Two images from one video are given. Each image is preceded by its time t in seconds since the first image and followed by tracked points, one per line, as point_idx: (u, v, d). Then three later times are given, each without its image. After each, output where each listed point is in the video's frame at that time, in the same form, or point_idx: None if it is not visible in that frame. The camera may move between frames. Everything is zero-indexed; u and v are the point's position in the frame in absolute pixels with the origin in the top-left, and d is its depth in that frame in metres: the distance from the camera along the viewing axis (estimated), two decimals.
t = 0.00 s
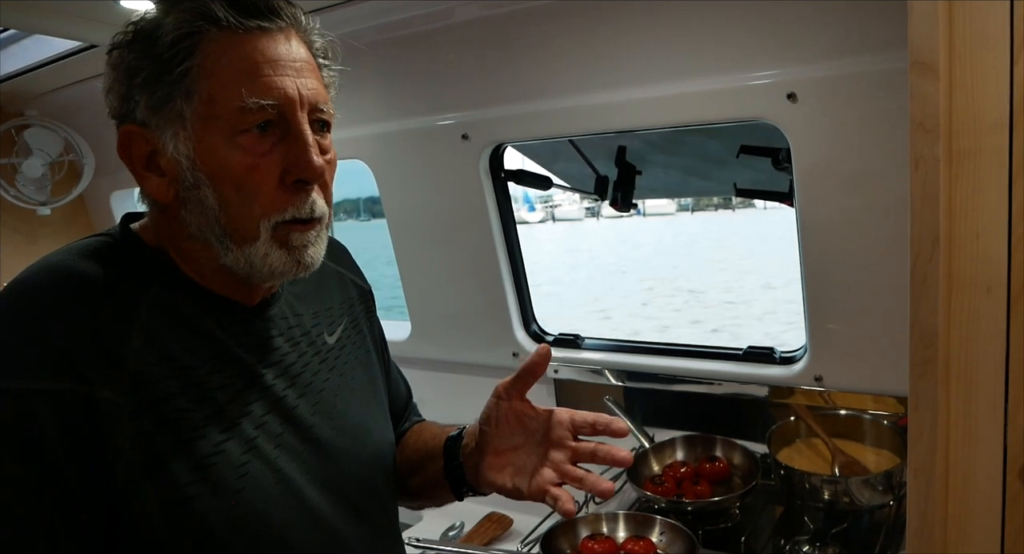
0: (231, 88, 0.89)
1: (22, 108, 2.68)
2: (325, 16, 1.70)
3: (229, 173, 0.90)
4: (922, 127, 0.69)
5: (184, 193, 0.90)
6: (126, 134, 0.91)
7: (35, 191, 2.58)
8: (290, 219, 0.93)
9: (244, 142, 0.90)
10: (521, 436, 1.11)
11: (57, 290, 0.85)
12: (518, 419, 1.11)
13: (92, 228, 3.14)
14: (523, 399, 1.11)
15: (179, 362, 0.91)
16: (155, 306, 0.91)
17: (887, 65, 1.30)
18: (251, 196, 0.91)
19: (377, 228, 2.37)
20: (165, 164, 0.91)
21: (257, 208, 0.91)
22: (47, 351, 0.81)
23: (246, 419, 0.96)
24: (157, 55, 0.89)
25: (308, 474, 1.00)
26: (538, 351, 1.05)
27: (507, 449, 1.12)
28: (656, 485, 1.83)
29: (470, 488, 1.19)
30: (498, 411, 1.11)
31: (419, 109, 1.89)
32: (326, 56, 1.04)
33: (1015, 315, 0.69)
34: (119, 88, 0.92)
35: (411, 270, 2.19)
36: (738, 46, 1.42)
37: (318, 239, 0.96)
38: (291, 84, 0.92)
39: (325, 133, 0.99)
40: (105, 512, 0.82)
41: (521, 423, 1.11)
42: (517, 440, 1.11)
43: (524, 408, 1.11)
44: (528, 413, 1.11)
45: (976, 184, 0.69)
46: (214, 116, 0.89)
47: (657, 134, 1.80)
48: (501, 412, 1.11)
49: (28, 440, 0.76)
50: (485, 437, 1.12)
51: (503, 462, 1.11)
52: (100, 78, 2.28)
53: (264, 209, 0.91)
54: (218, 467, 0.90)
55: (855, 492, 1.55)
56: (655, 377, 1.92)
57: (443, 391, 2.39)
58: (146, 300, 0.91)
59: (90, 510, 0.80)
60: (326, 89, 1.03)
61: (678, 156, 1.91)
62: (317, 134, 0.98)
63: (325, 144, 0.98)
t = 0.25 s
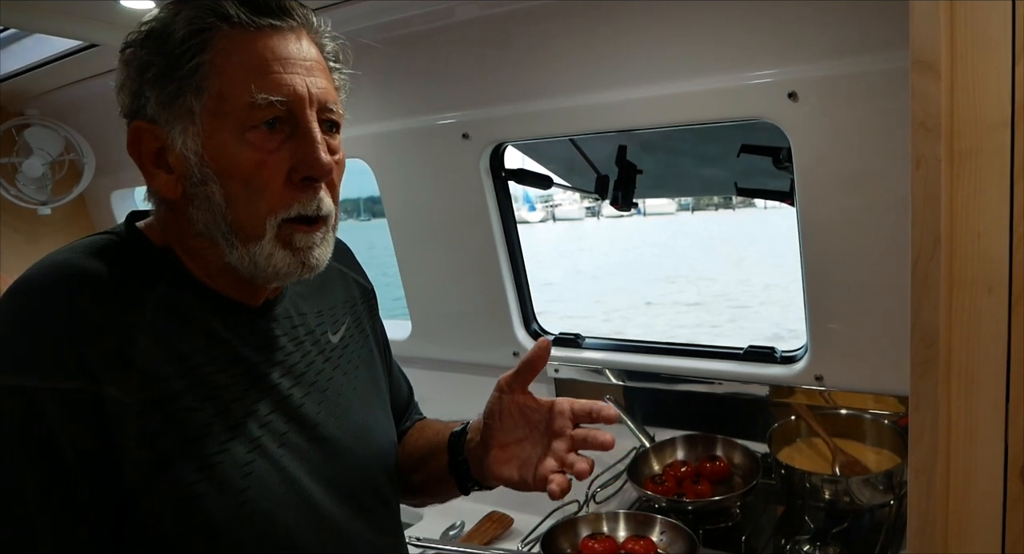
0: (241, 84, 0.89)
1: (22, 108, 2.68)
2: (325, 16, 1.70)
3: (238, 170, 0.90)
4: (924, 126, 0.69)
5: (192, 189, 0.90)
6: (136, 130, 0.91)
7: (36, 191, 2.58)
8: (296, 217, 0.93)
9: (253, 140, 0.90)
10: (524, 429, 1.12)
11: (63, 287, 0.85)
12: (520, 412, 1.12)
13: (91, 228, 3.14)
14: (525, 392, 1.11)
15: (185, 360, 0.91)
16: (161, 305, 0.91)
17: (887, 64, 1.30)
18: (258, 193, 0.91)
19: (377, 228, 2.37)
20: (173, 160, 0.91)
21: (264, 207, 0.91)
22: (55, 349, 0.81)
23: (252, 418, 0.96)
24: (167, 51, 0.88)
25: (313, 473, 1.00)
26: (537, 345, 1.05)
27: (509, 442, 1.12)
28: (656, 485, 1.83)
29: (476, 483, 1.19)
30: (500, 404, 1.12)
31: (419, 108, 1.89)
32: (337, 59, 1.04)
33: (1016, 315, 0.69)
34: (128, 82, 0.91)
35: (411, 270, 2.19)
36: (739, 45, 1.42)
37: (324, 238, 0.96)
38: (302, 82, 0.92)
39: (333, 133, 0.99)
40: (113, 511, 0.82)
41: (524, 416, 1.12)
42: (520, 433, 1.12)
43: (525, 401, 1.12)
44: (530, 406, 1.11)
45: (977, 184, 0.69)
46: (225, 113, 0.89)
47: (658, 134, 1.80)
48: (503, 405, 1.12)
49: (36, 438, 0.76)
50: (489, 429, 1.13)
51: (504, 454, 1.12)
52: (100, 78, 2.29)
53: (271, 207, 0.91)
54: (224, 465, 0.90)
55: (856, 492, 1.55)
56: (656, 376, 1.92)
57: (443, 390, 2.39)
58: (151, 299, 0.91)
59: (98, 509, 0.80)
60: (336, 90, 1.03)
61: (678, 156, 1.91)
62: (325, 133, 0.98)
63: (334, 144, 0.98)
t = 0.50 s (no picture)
0: (256, 84, 0.89)
1: (24, 107, 2.69)
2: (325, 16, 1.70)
3: (242, 165, 0.89)
4: (925, 126, 0.69)
5: (197, 181, 0.90)
6: (150, 120, 0.92)
7: (37, 190, 2.58)
8: (295, 218, 0.92)
9: (262, 137, 0.90)
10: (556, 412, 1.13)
11: (65, 288, 0.85)
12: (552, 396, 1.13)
13: (93, 227, 3.15)
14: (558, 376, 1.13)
15: (189, 359, 0.91)
16: (164, 303, 0.91)
17: (887, 64, 1.30)
18: (259, 191, 0.90)
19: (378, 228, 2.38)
20: (182, 153, 0.91)
21: (265, 204, 0.91)
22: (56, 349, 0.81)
23: (255, 415, 0.96)
24: (189, 45, 0.90)
25: (314, 470, 1.00)
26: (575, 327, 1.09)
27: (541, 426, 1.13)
28: (657, 485, 1.83)
29: (501, 468, 1.19)
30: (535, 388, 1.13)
31: (420, 108, 1.89)
32: (356, 76, 1.05)
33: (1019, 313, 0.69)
34: (148, 74, 0.92)
35: (412, 270, 2.19)
36: (739, 45, 1.42)
37: (322, 243, 0.95)
38: (317, 89, 0.93)
39: (343, 143, 0.99)
40: (113, 511, 0.82)
41: (557, 399, 1.13)
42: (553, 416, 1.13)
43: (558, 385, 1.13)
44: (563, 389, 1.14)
45: (978, 184, 0.69)
46: (236, 108, 0.89)
47: (658, 134, 1.80)
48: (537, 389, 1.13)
49: (35, 439, 0.76)
50: (522, 414, 1.14)
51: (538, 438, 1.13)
52: (101, 78, 2.29)
53: (271, 205, 0.91)
54: (227, 463, 0.90)
55: (857, 492, 1.55)
56: (657, 376, 1.92)
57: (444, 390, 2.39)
58: (153, 298, 0.91)
59: (98, 508, 0.80)
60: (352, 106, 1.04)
61: (679, 156, 1.91)
62: (334, 142, 0.98)
63: (342, 154, 0.98)
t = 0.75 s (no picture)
0: (284, 80, 0.90)
1: (25, 106, 2.69)
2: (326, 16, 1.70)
3: (264, 160, 0.89)
4: (927, 126, 0.69)
5: (217, 174, 0.90)
6: (171, 111, 0.91)
7: (39, 188, 2.58)
8: (314, 215, 0.92)
9: (286, 133, 0.90)
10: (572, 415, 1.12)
11: (72, 285, 0.85)
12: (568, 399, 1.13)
13: (94, 226, 3.15)
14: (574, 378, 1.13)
15: (196, 357, 0.91)
16: (171, 301, 0.91)
17: (889, 65, 1.30)
18: (279, 185, 0.90)
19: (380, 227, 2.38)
20: (203, 145, 0.90)
21: (284, 199, 0.90)
22: (63, 346, 0.80)
23: (260, 415, 0.96)
24: (219, 39, 0.90)
25: (319, 470, 1.01)
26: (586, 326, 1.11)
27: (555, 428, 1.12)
28: (659, 484, 1.83)
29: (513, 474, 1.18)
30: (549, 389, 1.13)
31: (421, 108, 1.89)
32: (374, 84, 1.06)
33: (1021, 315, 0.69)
34: (173, 66, 0.92)
35: (413, 270, 2.19)
36: (740, 45, 1.42)
37: (338, 241, 0.95)
38: (342, 90, 0.94)
39: (361, 146, 1.00)
40: (119, 508, 0.82)
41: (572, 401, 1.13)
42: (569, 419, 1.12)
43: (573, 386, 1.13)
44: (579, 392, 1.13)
45: (982, 185, 0.69)
46: (263, 104, 0.89)
47: (659, 134, 1.79)
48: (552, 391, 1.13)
49: (43, 436, 0.76)
50: (536, 416, 1.14)
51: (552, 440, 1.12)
52: (102, 77, 2.29)
53: (290, 201, 0.91)
54: (231, 463, 0.90)
55: (858, 492, 1.55)
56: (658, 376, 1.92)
57: (445, 390, 2.39)
58: (160, 296, 0.91)
59: (105, 506, 0.80)
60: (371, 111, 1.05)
61: (681, 156, 1.91)
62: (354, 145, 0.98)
63: (361, 157, 0.99)
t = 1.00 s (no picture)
0: (267, 63, 0.91)
1: (26, 106, 2.69)
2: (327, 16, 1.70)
3: (259, 143, 0.90)
4: (928, 128, 0.69)
5: (214, 165, 0.91)
6: (160, 111, 0.92)
7: (40, 188, 2.59)
8: (316, 188, 0.93)
9: (278, 114, 0.91)
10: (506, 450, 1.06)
11: (76, 283, 0.85)
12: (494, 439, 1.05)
13: (95, 225, 3.15)
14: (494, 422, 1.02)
15: (199, 354, 0.92)
16: (176, 297, 0.91)
17: (890, 66, 1.30)
18: (279, 164, 0.91)
19: (380, 227, 2.38)
20: (196, 139, 0.91)
21: (284, 178, 0.91)
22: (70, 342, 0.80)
23: (263, 413, 0.96)
24: (197, 34, 0.91)
25: (323, 468, 1.01)
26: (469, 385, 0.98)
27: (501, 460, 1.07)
28: (659, 485, 1.83)
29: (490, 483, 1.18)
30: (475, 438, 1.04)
31: (422, 108, 1.89)
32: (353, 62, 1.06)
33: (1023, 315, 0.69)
34: (157, 69, 0.93)
35: (414, 270, 2.19)
36: (742, 46, 1.42)
37: (343, 213, 0.96)
38: (324, 66, 0.94)
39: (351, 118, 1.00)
40: (124, 503, 0.82)
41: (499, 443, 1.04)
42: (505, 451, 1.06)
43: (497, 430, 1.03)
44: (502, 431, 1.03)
45: (982, 186, 0.69)
46: (250, 89, 0.90)
47: (660, 135, 1.79)
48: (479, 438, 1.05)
49: (49, 433, 0.76)
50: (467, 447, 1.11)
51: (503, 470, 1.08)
52: (103, 77, 2.29)
53: (291, 179, 0.92)
54: (235, 460, 0.91)
55: (858, 493, 1.55)
56: (658, 377, 1.92)
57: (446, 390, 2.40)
58: (164, 294, 0.91)
59: (110, 502, 0.80)
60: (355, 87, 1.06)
61: (682, 157, 1.91)
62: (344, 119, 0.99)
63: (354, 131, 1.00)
